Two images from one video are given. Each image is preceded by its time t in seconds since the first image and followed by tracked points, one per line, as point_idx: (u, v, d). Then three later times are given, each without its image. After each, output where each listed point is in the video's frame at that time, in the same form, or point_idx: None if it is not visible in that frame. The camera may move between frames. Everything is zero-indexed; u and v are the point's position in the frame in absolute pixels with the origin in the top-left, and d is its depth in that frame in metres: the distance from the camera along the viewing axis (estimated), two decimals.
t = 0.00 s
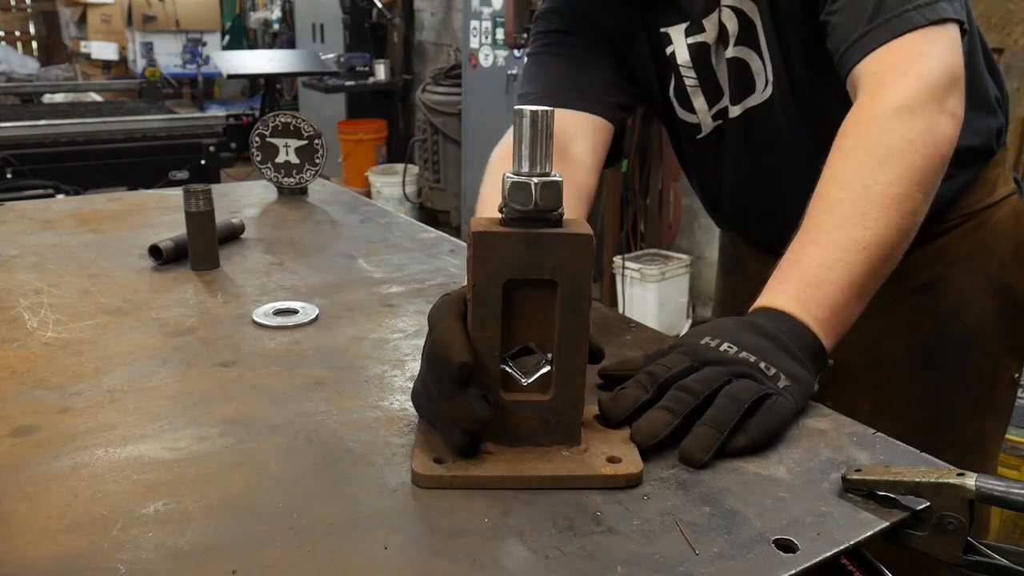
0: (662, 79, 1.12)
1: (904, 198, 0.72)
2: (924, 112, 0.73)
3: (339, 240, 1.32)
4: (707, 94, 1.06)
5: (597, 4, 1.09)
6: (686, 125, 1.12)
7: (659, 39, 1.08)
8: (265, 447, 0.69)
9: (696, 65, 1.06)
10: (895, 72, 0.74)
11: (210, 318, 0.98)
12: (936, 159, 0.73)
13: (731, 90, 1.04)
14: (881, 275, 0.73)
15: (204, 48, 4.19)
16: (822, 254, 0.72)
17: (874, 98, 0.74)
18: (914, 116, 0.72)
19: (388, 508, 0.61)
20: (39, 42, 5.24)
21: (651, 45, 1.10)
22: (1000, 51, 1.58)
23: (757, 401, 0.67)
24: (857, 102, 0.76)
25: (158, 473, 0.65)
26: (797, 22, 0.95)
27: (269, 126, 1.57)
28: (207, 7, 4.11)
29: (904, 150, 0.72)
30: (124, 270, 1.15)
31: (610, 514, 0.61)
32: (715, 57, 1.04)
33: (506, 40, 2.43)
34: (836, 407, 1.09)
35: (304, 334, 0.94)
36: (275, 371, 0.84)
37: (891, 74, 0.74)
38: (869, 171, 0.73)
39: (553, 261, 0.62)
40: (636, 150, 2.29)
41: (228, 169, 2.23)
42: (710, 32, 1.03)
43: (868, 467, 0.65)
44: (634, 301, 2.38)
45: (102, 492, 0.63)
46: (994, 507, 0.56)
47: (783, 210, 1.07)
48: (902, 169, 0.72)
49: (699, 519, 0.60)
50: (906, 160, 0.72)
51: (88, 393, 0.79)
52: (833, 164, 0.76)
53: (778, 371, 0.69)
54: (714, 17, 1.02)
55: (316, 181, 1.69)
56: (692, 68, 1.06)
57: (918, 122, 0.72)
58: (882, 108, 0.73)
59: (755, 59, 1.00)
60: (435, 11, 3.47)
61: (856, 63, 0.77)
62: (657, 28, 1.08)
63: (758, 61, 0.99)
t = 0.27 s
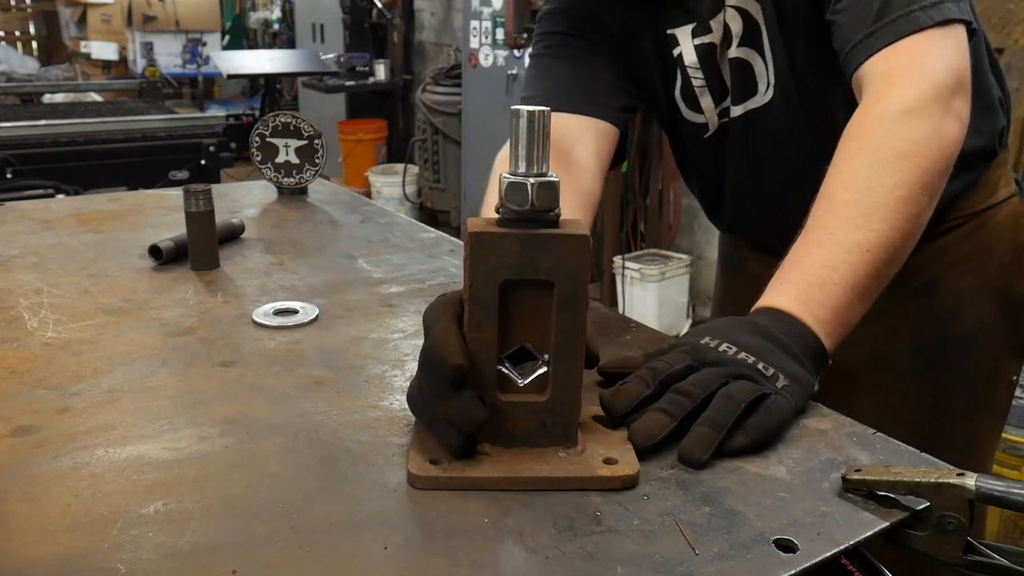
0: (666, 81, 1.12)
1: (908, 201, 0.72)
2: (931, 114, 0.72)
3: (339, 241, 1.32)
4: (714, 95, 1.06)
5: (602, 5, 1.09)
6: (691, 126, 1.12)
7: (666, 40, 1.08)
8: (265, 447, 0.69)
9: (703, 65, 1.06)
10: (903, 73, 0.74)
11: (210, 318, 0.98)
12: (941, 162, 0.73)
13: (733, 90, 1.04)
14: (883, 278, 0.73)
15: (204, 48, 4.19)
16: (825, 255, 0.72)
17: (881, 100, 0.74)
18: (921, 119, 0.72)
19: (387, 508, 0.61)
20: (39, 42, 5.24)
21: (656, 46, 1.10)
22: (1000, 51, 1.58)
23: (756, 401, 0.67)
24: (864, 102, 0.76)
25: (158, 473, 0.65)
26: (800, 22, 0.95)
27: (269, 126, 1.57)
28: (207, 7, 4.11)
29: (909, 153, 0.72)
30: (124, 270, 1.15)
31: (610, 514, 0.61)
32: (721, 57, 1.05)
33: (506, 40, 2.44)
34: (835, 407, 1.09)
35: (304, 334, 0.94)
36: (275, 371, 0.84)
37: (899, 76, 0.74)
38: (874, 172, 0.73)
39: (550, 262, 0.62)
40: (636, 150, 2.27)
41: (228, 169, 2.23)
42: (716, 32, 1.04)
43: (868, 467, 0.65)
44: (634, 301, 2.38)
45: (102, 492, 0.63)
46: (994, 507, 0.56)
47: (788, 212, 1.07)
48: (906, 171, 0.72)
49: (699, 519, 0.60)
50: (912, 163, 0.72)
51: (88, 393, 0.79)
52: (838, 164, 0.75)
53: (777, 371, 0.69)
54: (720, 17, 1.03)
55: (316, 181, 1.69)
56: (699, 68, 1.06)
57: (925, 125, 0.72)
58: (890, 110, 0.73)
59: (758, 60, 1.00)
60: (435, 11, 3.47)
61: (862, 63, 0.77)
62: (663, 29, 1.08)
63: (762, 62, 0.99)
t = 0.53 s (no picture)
0: (673, 83, 1.12)
1: (909, 205, 0.72)
2: (932, 118, 0.73)
3: (339, 240, 1.32)
4: (720, 97, 1.06)
5: (608, 8, 1.09)
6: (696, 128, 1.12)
7: (672, 43, 1.07)
8: (265, 447, 0.69)
9: (710, 67, 1.05)
10: (904, 77, 0.74)
11: (210, 318, 0.98)
12: (942, 166, 0.74)
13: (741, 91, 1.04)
14: (883, 282, 0.73)
15: (204, 48, 4.19)
16: (826, 257, 0.72)
17: (882, 103, 0.74)
18: (922, 122, 0.73)
19: (387, 508, 0.61)
20: (39, 42, 5.24)
21: (663, 49, 1.09)
22: (1000, 51, 1.58)
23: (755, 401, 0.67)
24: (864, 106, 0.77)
25: (158, 473, 0.65)
26: (805, 23, 0.95)
27: (270, 126, 1.56)
28: (207, 7, 4.11)
29: (909, 157, 0.72)
30: (124, 270, 1.15)
31: (609, 514, 0.61)
32: (728, 59, 1.04)
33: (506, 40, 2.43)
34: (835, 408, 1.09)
35: (304, 334, 0.94)
36: (275, 371, 0.84)
37: (900, 79, 0.74)
38: (875, 176, 0.73)
39: (539, 273, 0.60)
40: (640, 154, 2.23)
41: (228, 169, 2.23)
42: (723, 34, 1.03)
43: (868, 466, 0.65)
44: (634, 301, 2.38)
45: (102, 492, 0.63)
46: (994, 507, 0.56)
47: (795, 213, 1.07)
48: (906, 175, 0.72)
49: (699, 519, 0.60)
50: (912, 167, 0.72)
51: (88, 393, 0.79)
52: (839, 167, 0.76)
53: (777, 370, 0.69)
54: (728, 19, 1.02)
55: (316, 181, 1.69)
56: (706, 71, 1.06)
57: (926, 129, 0.73)
58: (890, 114, 0.73)
59: (766, 61, 1.00)
60: (435, 11, 3.47)
61: (863, 67, 0.78)
62: (668, 32, 1.07)
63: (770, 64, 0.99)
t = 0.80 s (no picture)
0: (675, 79, 1.12)
1: (916, 207, 0.72)
2: (939, 121, 0.73)
3: (339, 240, 1.32)
4: (718, 96, 1.06)
5: (611, 6, 1.09)
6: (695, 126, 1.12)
7: (674, 39, 1.08)
8: (265, 447, 0.69)
9: (709, 65, 1.05)
10: (911, 80, 0.74)
11: (210, 318, 0.98)
12: (949, 168, 0.74)
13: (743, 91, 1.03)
14: (890, 286, 0.73)
15: (204, 48, 4.18)
16: (834, 261, 0.72)
17: (889, 106, 0.74)
18: (929, 125, 0.73)
19: (387, 508, 0.61)
20: (39, 42, 5.24)
21: (665, 45, 1.10)
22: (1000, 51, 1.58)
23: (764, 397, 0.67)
24: (871, 109, 0.77)
25: (158, 473, 0.65)
26: (807, 27, 0.94)
27: (270, 126, 1.56)
28: (207, 8, 4.11)
29: (917, 161, 0.72)
30: (124, 270, 1.15)
31: (610, 514, 0.61)
32: (729, 58, 1.04)
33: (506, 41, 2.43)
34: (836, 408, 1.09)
35: (304, 334, 0.94)
36: (275, 371, 0.84)
37: (907, 82, 0.74)
38: (883, 178, 0.73)
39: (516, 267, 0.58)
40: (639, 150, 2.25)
41: (228, 169, 2.23)
42: (725, 32, 1.03)
43: (868, 466, 0.65)
44: (634, 301, 2.38)
45: (102, 492, 0.63)
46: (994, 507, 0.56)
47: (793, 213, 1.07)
48: (915, 180, 0.72)
49: (699, 519, 0.60)
50: (920, 169, 0.72)
51: (88, 393, 0.79)
52: (846, 169, 0.76)
53: (790, 371, 0.69)
54: (732, 16, 1.02)
55: (316, 181, 1.69)
56: (705, 67, 1.06)
57: (933, 131, 0.73)
58: (897, 117, 0.73)
59: (770, 62, 0.99)
60: (435, 11, 3.47)
61: (868, 72, 0.78)
62: (671, 29, 1.08)
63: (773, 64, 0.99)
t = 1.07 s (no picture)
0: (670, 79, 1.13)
1: (930, 216, 0.72)
2: (959, 130, 0.72)
3: (339, 241, 1.32)
4: (711, 93, 1.06)
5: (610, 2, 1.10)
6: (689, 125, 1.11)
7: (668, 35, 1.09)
8: (265, 447, 0.69)
9: (702, 62, 1.06)
10: (934, 85, 0.73)
11: (210, 318, 0.98)
12: (965, 179, 0.73)
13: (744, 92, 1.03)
14: (895, 292, 0.73)
15: (204, 48, 4.19)
16: (843, 262, 0.72)
17: (909, 111, 0.74)
18: (949, 134, 0.72)
19: (387, 508, 0.61)
20: (39, 42, 5.24)
21: (660, 44, 1.11)
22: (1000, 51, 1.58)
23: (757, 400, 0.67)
24: (892, 111, 0.76)
25: (158, 473, 0.65)
26: (810, 37, 0.92)
27: (270, 126, 1.56)
28: (207, 8, 4.11)
29: (931, 168, 0.72)
30: (123, 270, 1.15)
31: (610, 513, 0.61)
32: (727, 58, 1.04)
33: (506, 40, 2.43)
34: (835, 407, 1.09)
35: (304, 334, 0.94)
36: (275, 371, 0.84)
37: (930, 88, 0.73)
38: (898, 185, 0.72)
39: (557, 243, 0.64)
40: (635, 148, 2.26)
41: (228, 169, 2.23)
42: (723, 31, 1.03)
43: (868, 466, 0.65)
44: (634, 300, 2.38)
45: (102, 491, 0.63)
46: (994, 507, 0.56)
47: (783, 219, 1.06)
48: (927, 187, 0.72)
49: (699, 519, 0.60)
50: (935, 178, 0.72)
51: (88, 393, 0.79)
52: (862, 172, 0.75)
53: (787, 372, 0.68)
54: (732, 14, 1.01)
55: (316, 181, 1.69)
56: (697, 64, 1.06)
57: (952, 140, 0.72)
58: (917, 123, 0.73)
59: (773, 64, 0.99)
60: (435, 11, 3.47)
61: (892, 78, 0.76)
62: (665, 25, 1.10)
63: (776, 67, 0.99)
